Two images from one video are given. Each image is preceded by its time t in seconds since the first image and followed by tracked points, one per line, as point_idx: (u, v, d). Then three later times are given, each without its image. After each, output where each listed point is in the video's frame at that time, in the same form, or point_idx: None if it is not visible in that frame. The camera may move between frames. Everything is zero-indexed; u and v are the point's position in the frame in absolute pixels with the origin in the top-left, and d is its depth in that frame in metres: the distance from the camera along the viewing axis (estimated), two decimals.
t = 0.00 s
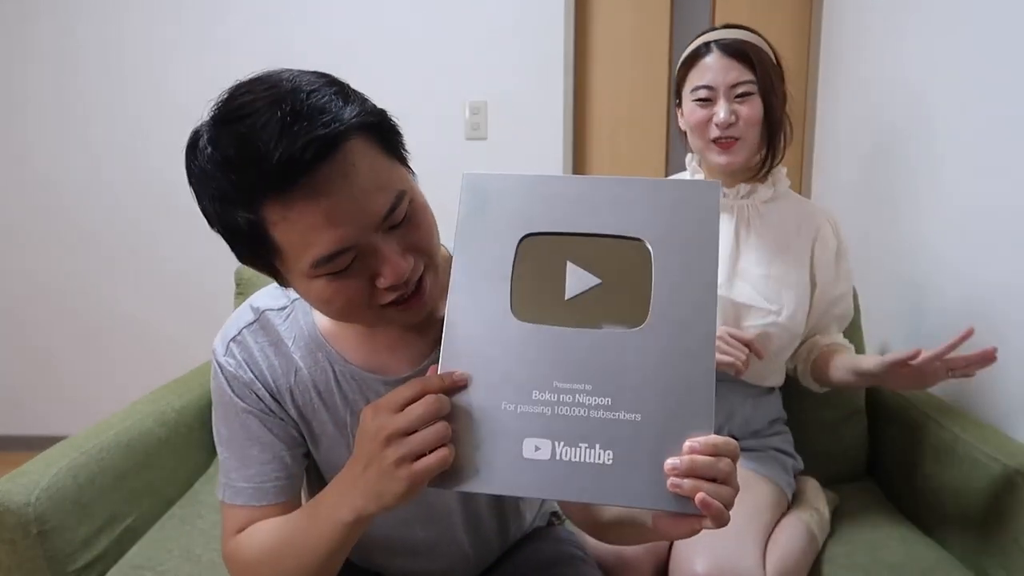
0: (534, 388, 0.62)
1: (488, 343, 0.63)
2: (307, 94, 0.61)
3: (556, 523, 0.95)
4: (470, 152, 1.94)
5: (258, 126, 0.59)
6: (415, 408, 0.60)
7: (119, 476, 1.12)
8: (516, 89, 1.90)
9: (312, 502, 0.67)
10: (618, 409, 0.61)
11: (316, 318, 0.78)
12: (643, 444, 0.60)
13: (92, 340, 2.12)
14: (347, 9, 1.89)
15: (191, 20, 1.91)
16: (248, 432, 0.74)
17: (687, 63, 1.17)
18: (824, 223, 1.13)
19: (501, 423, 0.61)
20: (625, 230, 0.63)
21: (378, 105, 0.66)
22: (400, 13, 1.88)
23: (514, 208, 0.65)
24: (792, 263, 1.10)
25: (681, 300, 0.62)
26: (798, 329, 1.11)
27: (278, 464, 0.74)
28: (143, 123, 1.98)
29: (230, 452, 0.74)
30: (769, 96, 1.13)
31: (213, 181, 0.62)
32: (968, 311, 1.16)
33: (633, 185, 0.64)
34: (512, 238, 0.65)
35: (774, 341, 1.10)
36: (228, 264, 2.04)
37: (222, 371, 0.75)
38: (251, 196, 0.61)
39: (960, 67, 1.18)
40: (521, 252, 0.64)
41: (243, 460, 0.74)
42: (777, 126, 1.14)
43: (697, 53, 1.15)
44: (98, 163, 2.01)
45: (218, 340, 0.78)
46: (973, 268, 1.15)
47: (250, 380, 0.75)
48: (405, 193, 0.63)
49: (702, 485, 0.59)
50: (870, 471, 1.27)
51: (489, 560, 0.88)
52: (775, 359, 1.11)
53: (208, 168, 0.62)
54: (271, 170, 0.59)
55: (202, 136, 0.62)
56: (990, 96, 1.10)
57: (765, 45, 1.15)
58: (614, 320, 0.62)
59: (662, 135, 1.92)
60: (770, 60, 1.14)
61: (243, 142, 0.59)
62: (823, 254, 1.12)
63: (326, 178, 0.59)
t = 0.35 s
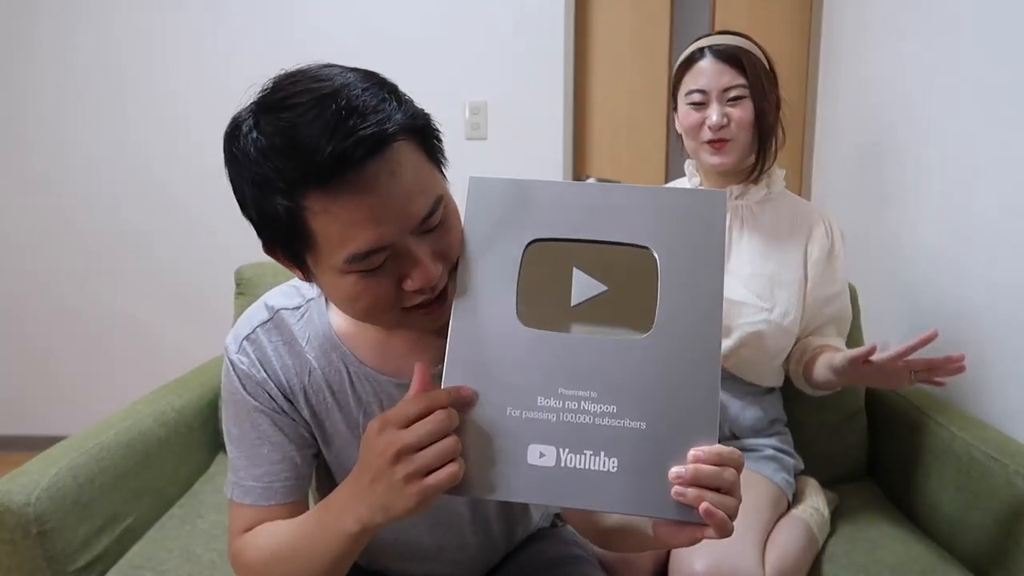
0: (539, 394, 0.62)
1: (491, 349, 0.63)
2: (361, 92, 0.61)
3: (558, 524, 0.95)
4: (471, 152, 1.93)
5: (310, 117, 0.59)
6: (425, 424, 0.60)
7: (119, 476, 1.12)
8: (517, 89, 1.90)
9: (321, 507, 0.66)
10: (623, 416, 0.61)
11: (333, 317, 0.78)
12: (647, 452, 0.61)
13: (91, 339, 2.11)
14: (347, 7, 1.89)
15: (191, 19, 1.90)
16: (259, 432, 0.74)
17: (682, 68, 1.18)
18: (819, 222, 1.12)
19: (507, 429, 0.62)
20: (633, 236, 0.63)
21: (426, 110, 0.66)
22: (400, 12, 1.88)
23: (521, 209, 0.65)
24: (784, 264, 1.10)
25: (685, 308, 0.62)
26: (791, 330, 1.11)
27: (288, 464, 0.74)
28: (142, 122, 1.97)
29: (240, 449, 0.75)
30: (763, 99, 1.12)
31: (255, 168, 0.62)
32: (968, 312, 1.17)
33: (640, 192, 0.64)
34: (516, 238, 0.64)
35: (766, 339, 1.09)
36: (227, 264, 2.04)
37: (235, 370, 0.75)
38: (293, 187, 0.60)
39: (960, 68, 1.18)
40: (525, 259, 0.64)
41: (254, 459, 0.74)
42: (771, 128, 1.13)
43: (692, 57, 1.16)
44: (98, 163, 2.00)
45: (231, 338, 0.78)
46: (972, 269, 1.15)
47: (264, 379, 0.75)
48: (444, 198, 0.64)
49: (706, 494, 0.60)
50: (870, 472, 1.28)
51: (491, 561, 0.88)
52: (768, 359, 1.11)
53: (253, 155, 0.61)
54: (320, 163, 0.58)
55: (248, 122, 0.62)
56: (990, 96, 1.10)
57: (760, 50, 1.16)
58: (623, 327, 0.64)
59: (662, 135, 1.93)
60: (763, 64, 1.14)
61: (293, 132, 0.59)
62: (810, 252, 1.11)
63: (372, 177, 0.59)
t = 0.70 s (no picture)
0: (547, 401, 0.62)
1: (498, 355, 0.63)
2: (379, 81, 0.62)
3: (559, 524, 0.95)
4: (471, 152, 1.93)
5: (326, 100, 0.60)
6: (495, 450, 0.59)
7: (119, 476, 1.12)
8: (516, 89, 1.90)
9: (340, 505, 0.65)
10: (631, 425, 0.61)
11: (343, 315, 0.78)
12: (654, 460, 0.61)
13: (90, 339, 2.11)
14: (347, 7, 1.89)
15: (190, 19, 1.90)
16: (266, 418, 0.73)
17: (686, 66, 1.17)
18: (822, 221, 1.10)
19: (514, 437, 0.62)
20: (641, 240, 0.63)
21: (444, 108, 0.67)
22: (399, 11, 1.88)
23: (528, 213, 0.65)
24: (791, 265, 1.09)
25: (692, 314, 0.62)
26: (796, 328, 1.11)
27: (296, 449, 0.73)
28: (142, 122, 1.97)
29: (244, 437, 0.73)
30: (769, 97, 1.12)
31: (269, 148, 0.63)
32: (968, 313, 1.17)
33: (650, 198, 0.64)
34: (519, 239, 0.64)
35: (774, 338, 1.09)
36: (227, 264, 2.04)
37: (240, 358, 0.75)
38: (304, 167, 0.61)
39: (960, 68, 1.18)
40: (535, 266, 0.65)
41: (258, 447, 0.72)
42: (774, 128, 1.13)
43: (697, 54, 1.15)
44: (98, 163, 2.00)
45: (238, 328, 0.78)
46: (972, 269, 1.15)
47: (271, 369, 0.75)
48: (455, 193, 0.64)
49: (714, 506, 0.60)
50: (870, 472, 1.28)
51: (493, 561, 0.88)
52: (774, 359, 1.10)
53: (269, 134, 0.62)
54: (333, 143, 0.59)
55: (267, 104, 0.63)
56: (990, 96, 1.10)
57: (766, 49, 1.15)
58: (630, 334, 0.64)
59: (663, 136, 1.93)
60: (769, 63, 1.14)
61: (310, 113, 0.60)
62: (821, 253, 1.09)
63: (382, 161, 0.60)
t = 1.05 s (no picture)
0: (546, 401, 0.62)
1: (497, 354, 0.63)
2: (383, 78, 0.63)
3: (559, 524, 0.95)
4: (471, 152, 1.93)
5: (331, 96, 0.61)
6: (518, 452, 0.59)
7: (119, 476, 1.12)
8: (516, 89, 1.90)
9: (359, 503, 0.65)
10: (630, 423, 0.61)
11: (342, 315, 0.78)
12: (653, 459, 0.61)
13: (91, 339, 2.11)
14: (348, 7, 1.89)
15: (191, 19, 1.90)
16: (271, 420, 0.73)
17: (690, 61, 1.17)
18: (827, 223, 1.10)
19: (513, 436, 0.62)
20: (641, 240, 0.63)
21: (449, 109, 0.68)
22: (400, 10, 1.88)
23: (526, 213, 0.65)
24: (793, 270, 1.09)
25: (691, 313, 0.62)
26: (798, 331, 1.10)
27: (302, 452, 0.73)
28: (143, 123, 1.97)
29: (250, 440, 0.73)
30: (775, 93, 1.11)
31: (273, 143, 0.63)
32: (968, 313, 1.17)
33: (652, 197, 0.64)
34: (521, 241, 0.64)
35: (774, 345, 1.08)
36: (227, 263, 2.04)
37: (242, 361, 0.75)
38: (308, 161, 0.62)
39: (961, 68, 1.18)
40: (535, 262, 0.65)
41: (264, 449, 0.72)
42: (781, 124, 1.12)
43: (701, 50, 1.14)
44: (98, 163, 2.00)
45: (239, 330, 0.78)
46: (972, 270, 1.15)
47: (273, 371, 0.75)
48: (456, 191, 0.64)
49: (712, 503, 0.60)
50: (870, 472, 1.28)
51: (493, 561, 0.88)
52: (777, 364, 1.10)
53: (272, 128, 0.63)
54: (336, 137, 0.60)
55: (270, 100, 0.64)
56: (991, 96, 1.10)
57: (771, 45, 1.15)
58: (632, 334, 0.64)
59: (663, 136, 1.93)
60: (775, 59, 1.13)
61: (314, 107, 0.61)
62: (825, 257, 1.09)
63: (385, 155, 0.60)
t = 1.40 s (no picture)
0: (541, 394, 0.62)
1: (494, 346, 0.63)
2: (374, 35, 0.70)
3: (559, 524, 0.95)
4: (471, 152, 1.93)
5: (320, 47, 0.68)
6: (459, 530, 0.59)
7: (119, 475, 1.12)
8: (516, 88, 1.89)
9: (322, 518, 0.68)
10: (623, 415, 0.61)
11: (341, 311, 0.78)
12: (648, 451, 0.61)
13: (92, 339, 2.11)
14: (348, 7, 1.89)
15: (192, 19, 1.90)
16: (265, 428, 0.75)
17: (688, 59, 1.15)
18: (827, 225, 1.09)
19: (509, 428, 0.62)
20: (637, 239, 0.64)
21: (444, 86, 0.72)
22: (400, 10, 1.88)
23: (520, 212, 0.66)
24: (792, 273, 1.08)
25: (685, 309, 0.63)
26: (798, 334, 1.10)
27: (294, 461, 0.74)
28: (144, 122, 1.97)
29: (247, 445, 0.75)
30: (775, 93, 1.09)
31: (273, 93, 0.70)
32: (968, 312, 1.17)
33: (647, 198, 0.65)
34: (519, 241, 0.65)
35: (773, 349, 1.08)
36: (228, 262, 2.04)
37: (241, 364, 0.76)
38: (292, 97, 0.67)
39: (961, 68, 1.18)
40: (531, 261, 0.65)
41: (259, 456, 0.74)
42: (780, 125, 1.10)
43: (698, 49, 1.13)
44: (99, 163, 2.00)
45: (238, 330, 0.78)
46: (972, 269, 1.15)
47: (270, 374, 0.75)
48: (425, 139, 0.66)
49: (703, 494, 0.61)
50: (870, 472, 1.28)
51: (493, 561, 0.87)
52: (776, 368, 1.10)
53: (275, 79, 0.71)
54: (314, 69, 0.66)
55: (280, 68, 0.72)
56: (991, 95, 1.10)
57: (771, 42, 1.12)
58: (628, 330, 0.63)
59: (663, 135, 1.93)
60: (775, 58, 1.11)
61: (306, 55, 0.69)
62: (827, 261, 1.09)
63: (355, 88, 0.65)
